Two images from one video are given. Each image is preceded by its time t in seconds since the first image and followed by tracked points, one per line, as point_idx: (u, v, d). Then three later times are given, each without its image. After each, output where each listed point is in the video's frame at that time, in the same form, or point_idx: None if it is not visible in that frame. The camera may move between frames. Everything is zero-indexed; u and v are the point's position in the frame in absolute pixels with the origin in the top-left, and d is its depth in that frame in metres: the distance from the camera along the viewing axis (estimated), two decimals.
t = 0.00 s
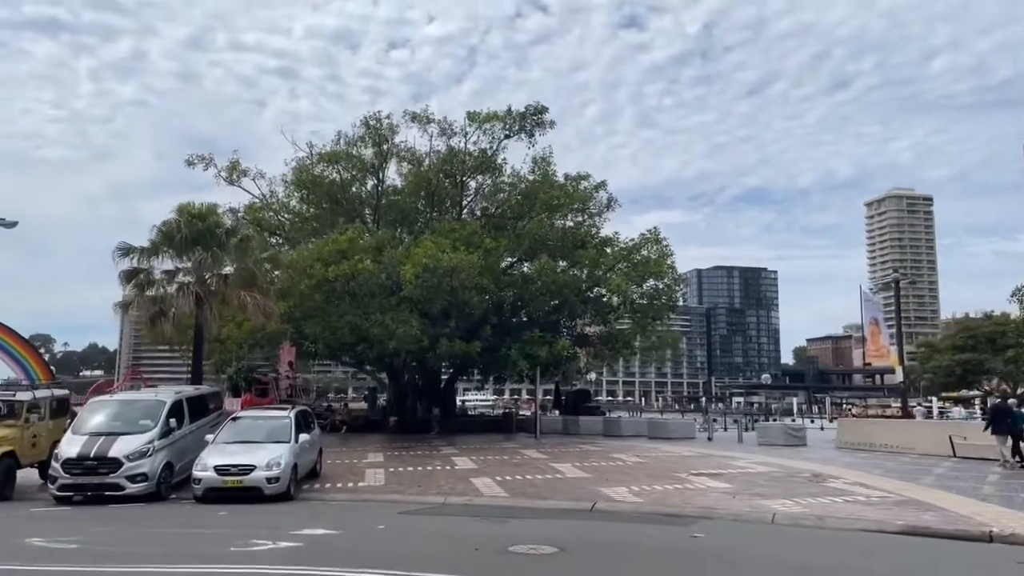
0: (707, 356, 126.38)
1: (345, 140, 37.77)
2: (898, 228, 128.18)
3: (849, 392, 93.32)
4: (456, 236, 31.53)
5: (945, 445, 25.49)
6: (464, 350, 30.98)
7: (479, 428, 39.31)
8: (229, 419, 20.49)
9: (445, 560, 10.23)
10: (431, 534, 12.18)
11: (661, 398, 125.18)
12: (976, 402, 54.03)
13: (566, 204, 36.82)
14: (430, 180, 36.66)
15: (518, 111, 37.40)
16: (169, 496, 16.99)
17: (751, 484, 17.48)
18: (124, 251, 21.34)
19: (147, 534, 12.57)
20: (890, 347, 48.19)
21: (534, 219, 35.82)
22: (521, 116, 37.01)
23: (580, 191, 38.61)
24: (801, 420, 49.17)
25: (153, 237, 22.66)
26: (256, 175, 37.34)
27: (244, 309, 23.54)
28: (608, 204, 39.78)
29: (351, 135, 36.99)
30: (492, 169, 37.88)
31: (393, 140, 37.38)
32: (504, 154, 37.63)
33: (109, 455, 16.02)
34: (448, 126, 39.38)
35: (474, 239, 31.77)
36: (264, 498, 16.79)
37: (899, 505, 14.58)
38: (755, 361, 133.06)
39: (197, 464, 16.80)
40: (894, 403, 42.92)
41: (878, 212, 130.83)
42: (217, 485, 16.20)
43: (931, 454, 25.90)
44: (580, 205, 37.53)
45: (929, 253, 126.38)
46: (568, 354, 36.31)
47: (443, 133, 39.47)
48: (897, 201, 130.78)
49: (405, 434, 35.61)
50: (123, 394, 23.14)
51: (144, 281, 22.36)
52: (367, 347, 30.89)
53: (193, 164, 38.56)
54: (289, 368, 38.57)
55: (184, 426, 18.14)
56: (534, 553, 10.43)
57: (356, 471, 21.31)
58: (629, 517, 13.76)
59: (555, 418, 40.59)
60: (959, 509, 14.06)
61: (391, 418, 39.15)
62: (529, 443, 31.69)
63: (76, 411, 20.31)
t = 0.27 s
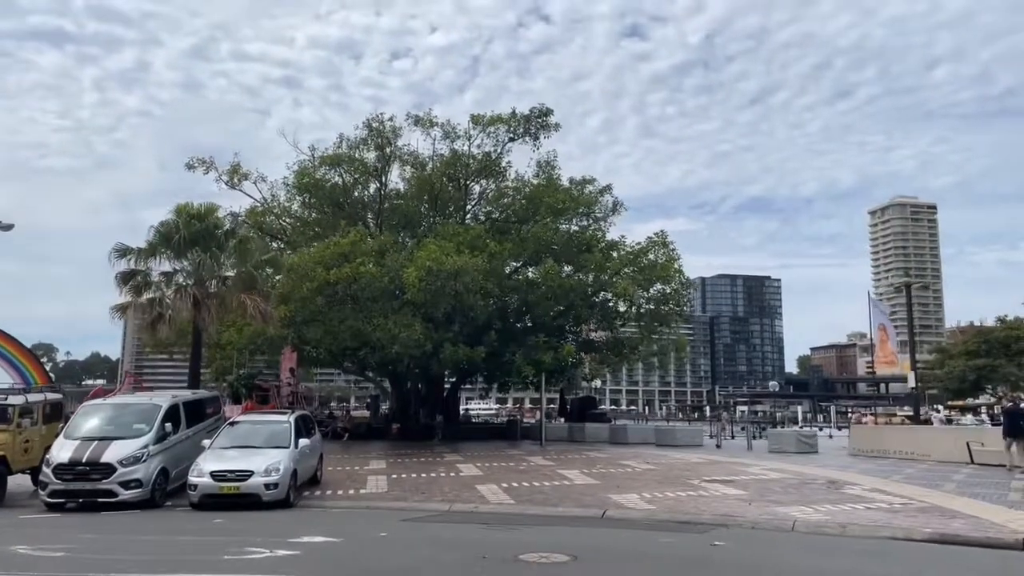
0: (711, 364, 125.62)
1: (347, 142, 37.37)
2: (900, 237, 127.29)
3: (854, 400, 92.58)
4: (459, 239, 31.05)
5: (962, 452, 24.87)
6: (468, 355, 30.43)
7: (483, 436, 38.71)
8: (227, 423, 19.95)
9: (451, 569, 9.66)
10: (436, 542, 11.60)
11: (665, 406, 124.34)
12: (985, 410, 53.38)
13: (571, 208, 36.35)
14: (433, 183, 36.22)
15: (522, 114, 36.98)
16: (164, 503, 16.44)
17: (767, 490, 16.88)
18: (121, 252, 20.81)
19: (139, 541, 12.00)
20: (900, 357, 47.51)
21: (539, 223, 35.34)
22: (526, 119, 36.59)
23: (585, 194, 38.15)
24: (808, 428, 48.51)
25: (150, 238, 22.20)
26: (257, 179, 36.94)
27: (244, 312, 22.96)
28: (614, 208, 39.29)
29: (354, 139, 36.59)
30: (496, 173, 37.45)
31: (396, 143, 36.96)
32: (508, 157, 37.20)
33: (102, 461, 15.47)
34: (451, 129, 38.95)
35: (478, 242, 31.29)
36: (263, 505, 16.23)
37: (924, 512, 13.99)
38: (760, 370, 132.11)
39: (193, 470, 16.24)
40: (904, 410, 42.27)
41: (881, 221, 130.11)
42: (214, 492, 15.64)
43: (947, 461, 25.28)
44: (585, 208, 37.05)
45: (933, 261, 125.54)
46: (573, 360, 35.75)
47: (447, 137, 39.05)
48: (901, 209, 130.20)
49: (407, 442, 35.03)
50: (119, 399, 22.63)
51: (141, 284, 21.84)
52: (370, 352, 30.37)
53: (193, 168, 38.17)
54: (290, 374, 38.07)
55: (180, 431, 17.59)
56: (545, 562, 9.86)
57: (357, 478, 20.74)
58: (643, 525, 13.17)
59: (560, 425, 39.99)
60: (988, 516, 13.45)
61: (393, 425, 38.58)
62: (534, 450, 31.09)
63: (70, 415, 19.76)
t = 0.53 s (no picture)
0: (715, 371, 124.77)
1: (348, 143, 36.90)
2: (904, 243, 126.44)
3: (858, 407, 91.75)
4: (463, 240, 30.53)
5: (981, 457, 24.27)
6: (472, 359, 29.86)
7: (487, 441, 38.12)
8: (225, 427, 19.37)
9: None
10: (440, 550, 11.02)
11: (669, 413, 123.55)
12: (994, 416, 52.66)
13: (577, 209, 35.82)
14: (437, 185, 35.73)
15: (527, 115, 36.51)
16: (159, 509, 15.89)
17: (783, 496, 16.28)
18: (117, 252, 20.36)
19: (128, 550, 11.42)
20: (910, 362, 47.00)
21: (543, 225, 34.80)
22: (531, 119, 36.12)
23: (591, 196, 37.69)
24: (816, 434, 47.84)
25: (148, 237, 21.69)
26: (259, 180, 36.48)
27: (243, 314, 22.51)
28: (620, 210, 38.75)
29: (356, 139, 36.12)
30: (500, 174, 36.97)
31: (399, 144, 36.48)
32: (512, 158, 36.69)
33: (95, 465, 14.92)
34: (455, 130, 38.48)
35: (482, 244, 30.75)
36: (261, 511, 15.66)
37: (952, 519, 13.36)
38: (764, 376, 131.21)
39: (189, 474, 15.69)
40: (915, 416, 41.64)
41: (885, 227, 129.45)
42: (210, 498, 15.08)
43: (965, 466, 24.66)
44: (591, 210, 36.51)
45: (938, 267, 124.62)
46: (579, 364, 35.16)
47: (450, 138, 38.57)
48: (904, 216, 129.50)
49: (410, 447, 34.44)
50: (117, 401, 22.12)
51: (138, 284, 21.32)
52: (371, 355, 29.81)
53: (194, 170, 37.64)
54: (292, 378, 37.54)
55: (176, 435, 17.04)
56: (558, 572, 9.28)
57: (359, 483, 20.18)
58: (657, 532, 12.58)
59: (565, 430, 39.38)
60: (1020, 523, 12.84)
61: (396, 430, 37.99)
62: (541, 456, 30.48)
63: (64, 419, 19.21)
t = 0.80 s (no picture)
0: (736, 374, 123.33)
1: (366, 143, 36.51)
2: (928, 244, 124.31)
3: (882, 411, 90.21)
4: (483, 240, 30.01)
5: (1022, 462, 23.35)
6: (492, 360, 29.30)
7: (506, 445, 37.54)
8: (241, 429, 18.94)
9: None
10: (462, 559, 10.46)
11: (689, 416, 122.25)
12: None
13: (598, 208, 35.17)
14: (455, 184, 35.25)
15: (547, 112, 35.96)
16: (172, 513, 15.47)
17: (820, 502, 15.55)
18: (132, 251, 20.00)
19: (137, 557, 10.98)
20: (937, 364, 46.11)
21: (564, 224, 34.20)
22: (550, 117, 35.57)
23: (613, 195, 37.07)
24: (843, 437, 46.81)
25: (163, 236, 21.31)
26: (276, 181, 36.18)
27: (260, 315, 22.16)
28: (642, 209, 38.05)
29: (374, 139, 35.71)
30: (519, 174, 36.43)
31: (417, 144, 36.03)
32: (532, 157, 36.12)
33: (107, 468, 14.51)
34: (473, 130, 38.01)
35: (502, 243, 30.21)
36: (276, 516, 15.18)
37: (1004, 527, 12.60)
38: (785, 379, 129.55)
39: (202, 478, 15.24)
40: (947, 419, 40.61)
41: (908, 228, 127.59)
42: (224, 502, 14.62)
43: (1006, 472, 23.75)
44: (613, 209, 35.84)
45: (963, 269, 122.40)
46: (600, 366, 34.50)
47: (468, 137, 38.08)
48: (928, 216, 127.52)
49: (429, 451, 33.92)
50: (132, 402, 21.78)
51: (153, 284, 20.94)
52: (389, 357, 29.34)
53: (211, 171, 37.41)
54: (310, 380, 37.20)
55: (190, 437, 16.61)
56: None
57: (378, 487, 19.67)
58: (690, 540, 11.93)
59: (586, 434, 38.68)
60: None
61: (415, 433, 37.50)
62: (561, 459, 29.85)
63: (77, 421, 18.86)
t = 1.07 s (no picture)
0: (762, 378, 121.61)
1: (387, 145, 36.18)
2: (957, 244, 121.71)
3: (912, 415, 88.34)
4: (505, 241, 29.50)
5: None
6: (516, 364, 28.74)
7: (531, 450, 36.93)
8: (260, 434, 18.54)
9: None
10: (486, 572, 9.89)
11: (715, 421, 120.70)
12: None
13: (623, 209, 34.50)
14: (477, 186, 34.78)
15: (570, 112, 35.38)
16: (189, 521, 15.09)
17: (861, 511, 14.79)
18: (151, 254, 19.74)
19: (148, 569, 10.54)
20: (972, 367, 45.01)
21: (588, 225, 33.57)
22: (573, 117, 35.00)
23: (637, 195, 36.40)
24: (875, 443, 45.58)
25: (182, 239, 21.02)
26: (297, 185, 35.97)
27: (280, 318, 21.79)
28: (667, 210, 37.31)
29: (395, 141, 35.37)
30: (541, 175, 35.88)
31: (438, 146, 35.62)
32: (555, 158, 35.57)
33: (122, 475, 14.15)
34: (494, 131, 37.54)
35: (525, 244, 29.67)
36: (295, 524, 14.72)
37: None
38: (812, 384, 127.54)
39: (219, 485, 14.84)
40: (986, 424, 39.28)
41: (937, 229, 125.20)
42: (241, 510, 14.19)
43: None
44: (638, 209, 35.13)
45: (994, 269, 119.72)
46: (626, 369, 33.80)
47: (490, 139, 37.61)
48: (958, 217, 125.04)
49: (452, 456, 33.39)
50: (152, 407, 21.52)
51: (172, 287, 20.67)
52: (411, 361, 28.89)
53: (233, 175, 37.31)
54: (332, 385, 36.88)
55: (207, 443, 16.23)
56: None
57: (400, 494, 19.15)
58: (727, 552, 11.27)
59: (611, 439, 37.94)
60: None
61: (438, 438, 37.03)
62: (587, 465, 29.18)
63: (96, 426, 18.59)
